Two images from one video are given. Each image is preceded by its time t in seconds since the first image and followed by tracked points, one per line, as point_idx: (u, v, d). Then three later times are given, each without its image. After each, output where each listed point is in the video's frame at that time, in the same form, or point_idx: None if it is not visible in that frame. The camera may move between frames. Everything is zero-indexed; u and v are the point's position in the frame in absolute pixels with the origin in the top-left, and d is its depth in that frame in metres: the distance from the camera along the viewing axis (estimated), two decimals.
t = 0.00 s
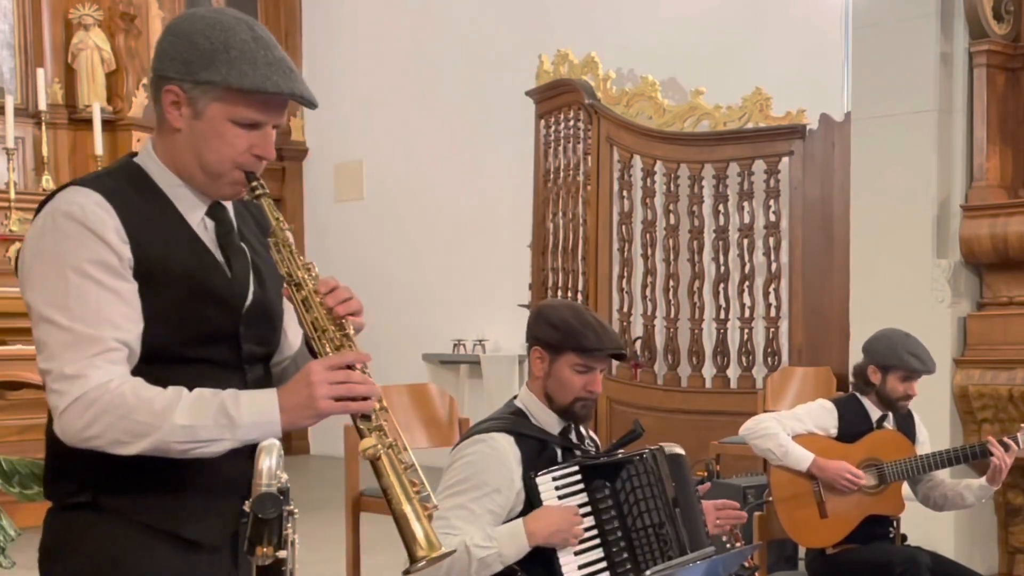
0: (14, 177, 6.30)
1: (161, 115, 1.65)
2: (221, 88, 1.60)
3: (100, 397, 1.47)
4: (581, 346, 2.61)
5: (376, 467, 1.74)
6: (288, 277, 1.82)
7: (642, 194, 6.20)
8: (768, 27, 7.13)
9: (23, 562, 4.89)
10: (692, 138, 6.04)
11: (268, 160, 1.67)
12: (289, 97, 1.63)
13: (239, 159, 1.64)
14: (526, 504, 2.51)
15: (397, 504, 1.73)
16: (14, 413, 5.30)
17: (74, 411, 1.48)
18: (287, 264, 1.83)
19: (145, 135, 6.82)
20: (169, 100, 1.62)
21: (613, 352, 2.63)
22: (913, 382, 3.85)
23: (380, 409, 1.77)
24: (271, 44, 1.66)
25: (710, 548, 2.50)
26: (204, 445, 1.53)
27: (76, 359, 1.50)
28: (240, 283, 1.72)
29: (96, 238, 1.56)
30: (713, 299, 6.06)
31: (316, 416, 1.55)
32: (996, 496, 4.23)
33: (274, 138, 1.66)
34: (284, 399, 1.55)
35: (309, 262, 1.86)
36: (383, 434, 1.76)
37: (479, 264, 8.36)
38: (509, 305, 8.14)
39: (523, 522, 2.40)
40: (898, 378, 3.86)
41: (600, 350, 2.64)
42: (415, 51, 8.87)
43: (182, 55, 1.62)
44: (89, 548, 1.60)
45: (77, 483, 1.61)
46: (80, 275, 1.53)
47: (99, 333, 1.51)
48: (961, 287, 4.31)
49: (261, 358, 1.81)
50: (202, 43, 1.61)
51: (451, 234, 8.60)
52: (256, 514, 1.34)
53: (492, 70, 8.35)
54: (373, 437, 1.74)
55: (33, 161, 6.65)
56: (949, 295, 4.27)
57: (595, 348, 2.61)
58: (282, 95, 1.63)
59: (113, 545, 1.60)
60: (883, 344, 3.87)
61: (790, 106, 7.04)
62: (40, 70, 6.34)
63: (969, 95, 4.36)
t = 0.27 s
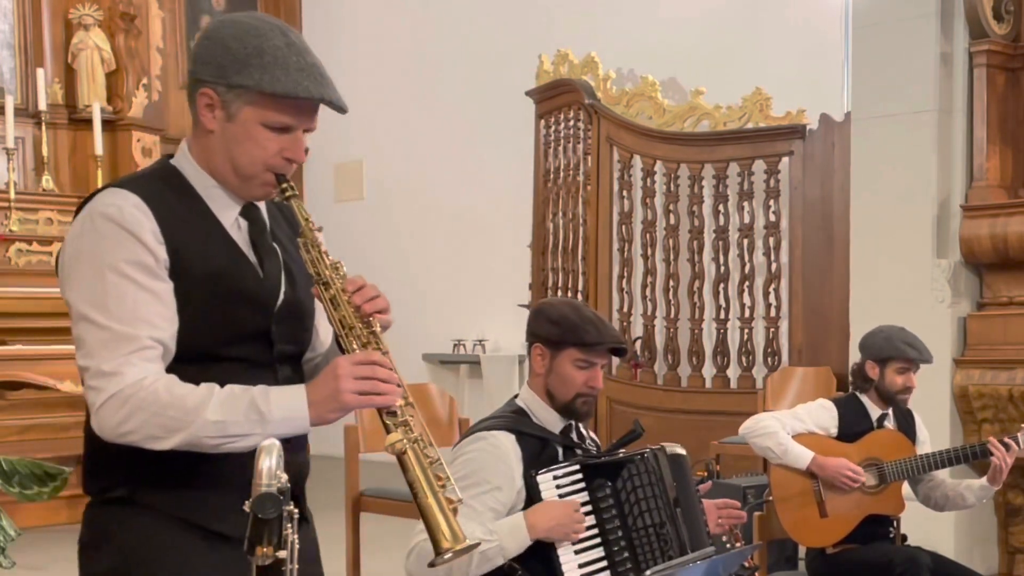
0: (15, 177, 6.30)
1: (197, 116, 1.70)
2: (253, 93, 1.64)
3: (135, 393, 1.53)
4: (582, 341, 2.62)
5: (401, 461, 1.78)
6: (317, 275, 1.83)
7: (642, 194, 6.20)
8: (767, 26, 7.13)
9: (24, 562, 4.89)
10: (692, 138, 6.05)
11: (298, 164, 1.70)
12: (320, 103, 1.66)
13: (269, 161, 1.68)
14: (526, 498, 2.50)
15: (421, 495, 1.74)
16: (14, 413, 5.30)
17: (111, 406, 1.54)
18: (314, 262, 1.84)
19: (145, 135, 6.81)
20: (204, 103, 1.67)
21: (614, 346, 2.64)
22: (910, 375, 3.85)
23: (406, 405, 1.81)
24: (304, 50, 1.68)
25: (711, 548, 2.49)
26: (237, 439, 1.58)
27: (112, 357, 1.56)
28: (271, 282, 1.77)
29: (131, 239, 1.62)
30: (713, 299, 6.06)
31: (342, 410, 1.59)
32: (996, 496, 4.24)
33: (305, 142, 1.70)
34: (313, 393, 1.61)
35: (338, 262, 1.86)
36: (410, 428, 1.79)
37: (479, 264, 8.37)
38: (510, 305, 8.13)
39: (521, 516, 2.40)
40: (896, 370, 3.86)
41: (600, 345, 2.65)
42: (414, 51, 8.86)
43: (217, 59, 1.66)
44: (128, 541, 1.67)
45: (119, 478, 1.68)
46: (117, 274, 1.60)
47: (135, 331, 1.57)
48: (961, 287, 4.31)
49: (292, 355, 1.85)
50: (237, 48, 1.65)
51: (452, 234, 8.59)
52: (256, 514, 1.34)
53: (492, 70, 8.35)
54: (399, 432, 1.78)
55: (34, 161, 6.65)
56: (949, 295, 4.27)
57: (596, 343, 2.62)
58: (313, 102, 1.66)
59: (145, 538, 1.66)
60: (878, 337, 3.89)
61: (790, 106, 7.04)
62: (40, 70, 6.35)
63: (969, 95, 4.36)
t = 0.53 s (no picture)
0: (15, 177, 6.30)
1: (227, 123, 1.74)
2: (283, 100, 1.67)
3: (163, 395, 1.57)
4: (585, 340, 2.63)
5: (425, 461, 1.80)
6: (342, 277, 1.84)
7: (642, 194, 6.20)
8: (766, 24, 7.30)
9: (24, 562, 4.89)
10: (692, 138, 6.05)
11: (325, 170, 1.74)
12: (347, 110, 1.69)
13: (297, 167, 1.72)
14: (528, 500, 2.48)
15: (445, 496, 1.77)
16: (14, 413, 5.31)
17: (141, 408, 1.59)
18: (340, 264, 1.85)
19: (145, 135, 6.81)
20: (234, 109, 1.71)
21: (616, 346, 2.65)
22: (909, 365, 3.89)
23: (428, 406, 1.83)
24: (333, 58, 1.72)
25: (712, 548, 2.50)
26: (263, 440, 1.62)
27: (143, 360, 1.61)
28: (300, 284, 1.79)
29: (163, 244, 1.66)
30: (713, 299, 6.07)
31: (365, 410, 1.63)
32: (996, 496, 4.24)
33: (332, 149, 1.74)
34: (337, 392, 1.64)
35: (364, 265, 1.87)
36: (433, 429, 1.82)
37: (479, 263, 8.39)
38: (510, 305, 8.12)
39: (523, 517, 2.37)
40: (895, 363, 3.88)
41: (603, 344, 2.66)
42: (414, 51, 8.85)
43: (248, 66, 1.69)
44: (159, 537, 1.70)
45: (153, 476, 1.72)
46: (150, 279, 1.64)
47: (166, 334, 1.61)
48: (961, 287, 4.31)
49: (321, 357, 1.87)
50: (267, 56, 1.68)
51: (452, 234, 8.59)
52: (257, 514, 1.33)
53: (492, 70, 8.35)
54: (422, 432, 1.80)
55: (33, 161, 6.65)
56: (949, 295, 4.27)
57: (599, 343, 2.63)
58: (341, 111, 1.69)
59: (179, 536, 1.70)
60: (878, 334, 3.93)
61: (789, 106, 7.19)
62: (40, 70, 6.36)
63: (969, 95, 4.36)
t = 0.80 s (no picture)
0: (15, 177, 6.30)
1: (243, 125, 1.73)
2: (300, 107, 1.66)
3: (177, 394, 1.57)
4: (585, 341, 2.63)
5: (435, 461, 1.80)
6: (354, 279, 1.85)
7: (642, 194, 6.20)
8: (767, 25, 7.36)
9: (25, 562, 4.90)
10: (692, 138, 6.06)
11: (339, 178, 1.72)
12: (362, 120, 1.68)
13: (311, 173, 1.71)
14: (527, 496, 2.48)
15: (455, 497, 1.78)
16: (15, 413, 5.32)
17: (155, 408, 1.58)
18: (352, 265, 1.86)
19: (145, 135, 6.81)
20: (251, 113, 1.70)
21: (616, 346, 2.66)
22: (908, 363, 3.89)
23: (440, 407, 1.83)
24: (352, 67, 1.70)
25: (711, 548, 2.50)
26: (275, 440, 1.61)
27: (158, 359, 1.61)
28: (314, 287, 1.79)
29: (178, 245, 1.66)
30: (713, 299, 6.07)
31: (375, 412, 1.61)
32: (996, 496, 4.23)
33: (347, 157, 1.72)
34: (349, 395, 1.63)
35: (377, 270, 1.88)
36: (444, 430, 1.81)
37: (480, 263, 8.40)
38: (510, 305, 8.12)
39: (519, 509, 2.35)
40: (894, 361, 3.88)
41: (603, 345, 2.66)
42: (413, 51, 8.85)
43: (267, 71, 1.69)
44: (172, 537, 1.71)
45: (169, 474, 1.72)
46: (165, 279, 1.64)
47: (180, 334, 1.61)
48: (961, 287, 4.31)
49: (334, 358, 1.87)
50: (285, 62, 1.68)
51: (451, 234, 8.58)
52: (257, 514, 1.34)
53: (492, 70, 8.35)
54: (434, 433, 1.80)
55: (33, 161, 6.65)
56: (949, 295, 4.27)
57: (599, 343, 2.64)
58: (356, 120, 1.68)
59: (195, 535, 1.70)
60: (878, 333, 3.93)
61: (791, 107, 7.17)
62: (41, 71, 6.38)
63: (969, 95, 4.36)
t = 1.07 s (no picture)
0: (15, 177, 6.31)
1: (237, 122, 1.75)
2: (292, 91, 1.68)
3: (178, 388, 1.58)
4: (585, 346, 2.63)
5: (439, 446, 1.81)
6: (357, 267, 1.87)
7: (642, 194, 6.20)
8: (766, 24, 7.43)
9: (25, 562, 4.90)
10: (692, 138, 6.06)
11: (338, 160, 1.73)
12: (354, 95, 1.70)
13: (310, 158, 1.71)
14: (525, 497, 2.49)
15: (460, 481, 1.79)
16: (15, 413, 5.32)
17: (158, 403, 1.58)
18: (354, 253, 1.87)
19: (144, 135, 6.81)
20: (244, 106, 1.72)
21: (616, 350, 2.66)
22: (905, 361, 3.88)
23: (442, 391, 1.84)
24: (337, 47, 1.73)
25: (712, 548, 2.50)
26: (280, 429, 1.62)
27: (159, 354, 1.61)
28: (309, 288, 1.78)
29: (176, 240, 1.66)
30: (713, 299, 6.07)
31: (380, 396, 1.63)
32: (996, 496, 4.22)
33: (344, 138, 1.73)
34: (353, 380, 1.65)
35: (378, 255, 1.91)
36: (448, 416, 1.82)
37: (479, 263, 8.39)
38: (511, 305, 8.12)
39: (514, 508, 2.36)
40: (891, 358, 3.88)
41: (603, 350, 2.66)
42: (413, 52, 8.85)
43: (256, 61, 1.71)
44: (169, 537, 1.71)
45: (164, 473, 1.71)
46: (163, 275, 1.64)
47: (180, 328, 1.62)
48: (961, 287, 4.31)
49: (329, 356, 1.86)
50: (272, 48, 1.70)
51: (451, 234, 8.58)
52: (256, 514, 1.34)
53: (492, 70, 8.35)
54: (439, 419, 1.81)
55: (33, 161, 6.65)
56: (949, 295, 4.27)
57: (598, 348, 2.64)
58: (349, 96, 1.69)
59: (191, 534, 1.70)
60: (874, 330, 3.96)
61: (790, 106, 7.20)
62: (41, 71, 6.38)
63: (969, 95, 4.36)
